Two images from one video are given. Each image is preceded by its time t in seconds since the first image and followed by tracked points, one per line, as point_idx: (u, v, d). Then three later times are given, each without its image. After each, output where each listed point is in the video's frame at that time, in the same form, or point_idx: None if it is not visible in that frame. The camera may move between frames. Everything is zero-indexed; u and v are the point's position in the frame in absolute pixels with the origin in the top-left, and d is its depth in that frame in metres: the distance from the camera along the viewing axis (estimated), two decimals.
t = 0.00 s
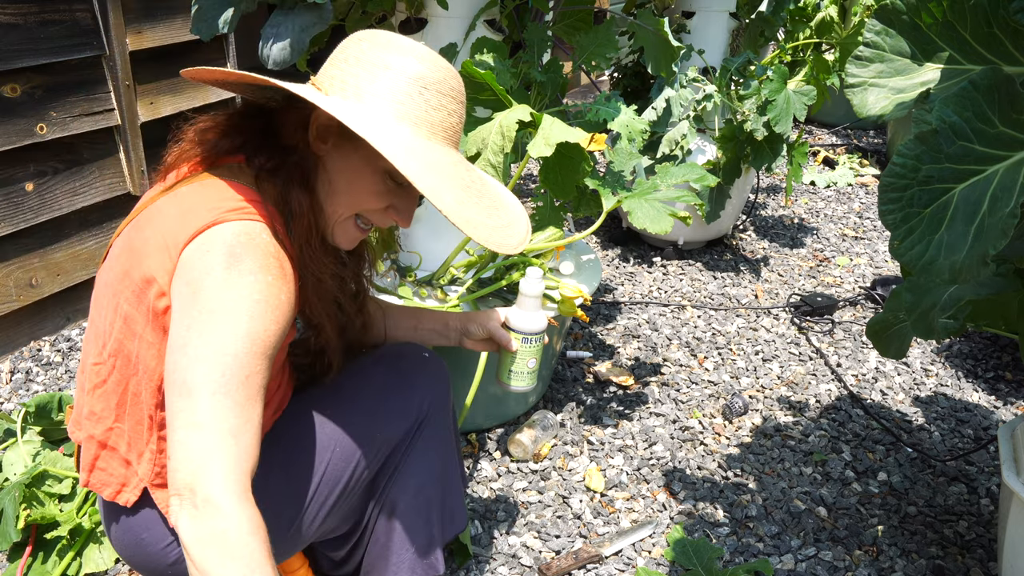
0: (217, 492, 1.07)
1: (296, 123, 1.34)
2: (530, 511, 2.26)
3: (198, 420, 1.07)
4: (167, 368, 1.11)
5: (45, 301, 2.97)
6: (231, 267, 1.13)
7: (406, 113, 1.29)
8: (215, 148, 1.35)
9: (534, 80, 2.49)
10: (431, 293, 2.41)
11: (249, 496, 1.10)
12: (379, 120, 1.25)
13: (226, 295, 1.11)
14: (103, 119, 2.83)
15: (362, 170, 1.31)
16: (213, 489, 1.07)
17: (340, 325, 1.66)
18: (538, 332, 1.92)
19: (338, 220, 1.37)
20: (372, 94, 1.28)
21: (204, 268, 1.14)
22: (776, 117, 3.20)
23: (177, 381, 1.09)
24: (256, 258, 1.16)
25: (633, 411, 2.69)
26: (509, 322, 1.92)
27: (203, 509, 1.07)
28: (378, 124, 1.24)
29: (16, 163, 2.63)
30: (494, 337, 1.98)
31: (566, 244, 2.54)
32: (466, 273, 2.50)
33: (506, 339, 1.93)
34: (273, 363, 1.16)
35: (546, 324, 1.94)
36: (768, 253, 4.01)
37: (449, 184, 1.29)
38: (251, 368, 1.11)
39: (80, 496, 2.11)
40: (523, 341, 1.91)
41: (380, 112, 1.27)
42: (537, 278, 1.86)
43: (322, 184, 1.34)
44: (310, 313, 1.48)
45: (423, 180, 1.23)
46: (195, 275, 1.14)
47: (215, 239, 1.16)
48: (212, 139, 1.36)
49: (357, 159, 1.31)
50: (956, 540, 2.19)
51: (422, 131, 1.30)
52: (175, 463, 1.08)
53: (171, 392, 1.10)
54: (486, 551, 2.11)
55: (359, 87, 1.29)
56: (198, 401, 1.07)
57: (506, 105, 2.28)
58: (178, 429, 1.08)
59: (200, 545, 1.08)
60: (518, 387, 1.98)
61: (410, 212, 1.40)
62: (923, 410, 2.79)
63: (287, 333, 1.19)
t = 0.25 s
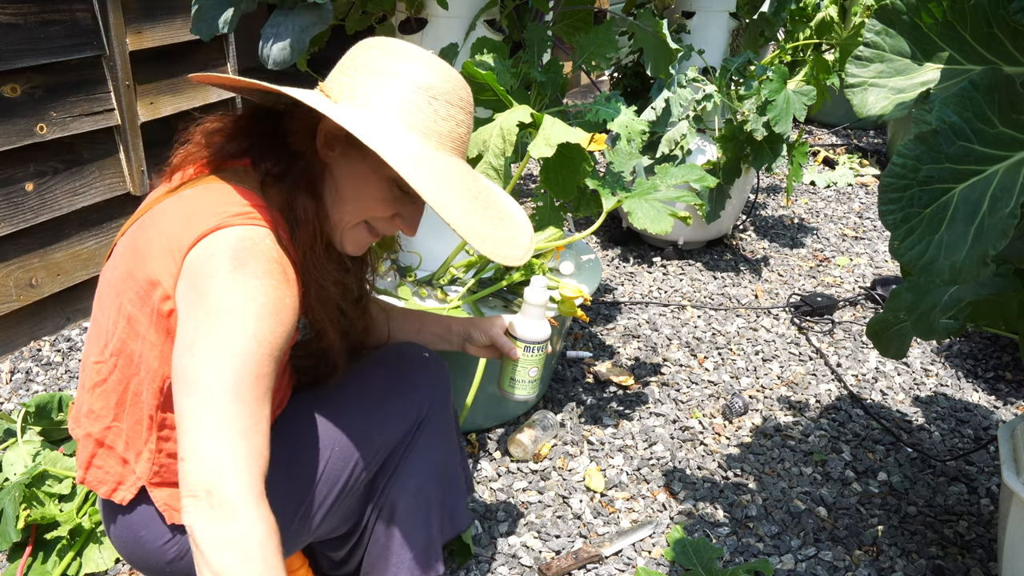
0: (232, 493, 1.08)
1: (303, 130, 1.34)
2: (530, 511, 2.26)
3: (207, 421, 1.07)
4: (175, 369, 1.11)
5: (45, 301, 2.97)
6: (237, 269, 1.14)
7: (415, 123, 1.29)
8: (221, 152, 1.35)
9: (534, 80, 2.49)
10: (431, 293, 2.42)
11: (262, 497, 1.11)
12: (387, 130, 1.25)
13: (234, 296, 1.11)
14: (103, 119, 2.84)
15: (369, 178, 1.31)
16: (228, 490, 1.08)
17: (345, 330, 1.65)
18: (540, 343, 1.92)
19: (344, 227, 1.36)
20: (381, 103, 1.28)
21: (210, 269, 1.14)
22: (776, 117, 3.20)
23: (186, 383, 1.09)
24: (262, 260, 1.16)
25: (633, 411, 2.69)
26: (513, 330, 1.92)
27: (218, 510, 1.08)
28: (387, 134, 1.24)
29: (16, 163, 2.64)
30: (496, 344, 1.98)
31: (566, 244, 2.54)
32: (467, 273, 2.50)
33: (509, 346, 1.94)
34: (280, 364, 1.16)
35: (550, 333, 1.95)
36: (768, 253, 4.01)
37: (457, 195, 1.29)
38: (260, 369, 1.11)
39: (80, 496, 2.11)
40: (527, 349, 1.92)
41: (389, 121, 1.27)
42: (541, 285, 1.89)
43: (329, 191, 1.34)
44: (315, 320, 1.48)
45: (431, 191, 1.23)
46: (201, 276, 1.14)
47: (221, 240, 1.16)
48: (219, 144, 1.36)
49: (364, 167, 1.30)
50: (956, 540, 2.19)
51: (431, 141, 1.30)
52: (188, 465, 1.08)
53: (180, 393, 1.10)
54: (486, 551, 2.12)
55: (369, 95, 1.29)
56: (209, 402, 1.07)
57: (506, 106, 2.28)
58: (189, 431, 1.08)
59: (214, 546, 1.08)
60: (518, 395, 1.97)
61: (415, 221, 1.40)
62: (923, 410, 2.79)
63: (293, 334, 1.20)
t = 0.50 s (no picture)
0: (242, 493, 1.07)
1: (307, 130, 1.33)
2: (530, 511, 2.26)
3: (213, 417, 1.07)
4: (181, 371, 1.11)
5: (45, 301, 2.97)
6: (240, 268, 1.14)
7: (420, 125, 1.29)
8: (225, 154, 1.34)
9: (534, 80, 2.49)
10: (431, 293, 2.42)
11: (270, 499, 1.10)
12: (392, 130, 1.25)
13: (238, 294, 1.11)
14: (103, 119, 2.84)
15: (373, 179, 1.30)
16: (237, 492, 1.07)
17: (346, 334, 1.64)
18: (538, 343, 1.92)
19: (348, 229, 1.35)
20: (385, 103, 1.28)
21: (212, 268, 1.14)
22: (776, 117, 3.20)
23: (192, 383, 1.09)
24: (266, 259, 1.17)
25: (633, 411, 2.69)
26: (513, 330, 1.92)
27: (227, 511, 1.07)
28: (392, 135, 1.24)
29: (16, 163, 2.64)
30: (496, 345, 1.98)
31: (566, 244, 2.54)
32: (467, 273, 2.51)
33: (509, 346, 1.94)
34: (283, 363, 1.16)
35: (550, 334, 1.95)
36: (768, 253, 4.02)
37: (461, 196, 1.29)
38: (265, 368, 1.11)
39: (80, 496, 2.11)
40: (527, 349, 1.92)
41: (393, 122, 1.26)
42: (541, 286, 1.89)
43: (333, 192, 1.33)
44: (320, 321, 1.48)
45: (436, 192, 1.22)
46: (203, 275, 1.14)
47: (223, 239, 1.16)
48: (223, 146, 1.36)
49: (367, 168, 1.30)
50: (956, 540, 2.19)
51: (435, 143, 1.30)
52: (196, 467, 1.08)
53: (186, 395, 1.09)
54: (486, 551, 2.12)
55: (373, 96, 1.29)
56: (217, 401, 1.07)
57: (506, 106, 2.28)
58: (196, 432, 1.07)
59: (226, 548, 1.07)
60: (519, 396, 1.97)
61: (418, 222, 1.39)
62: (923, 410, 2.79)
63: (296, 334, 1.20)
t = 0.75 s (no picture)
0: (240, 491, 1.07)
1: (304, 125, 1.34)
2: (530, 511, 2.26)
3: (211, 418, 1.07)
4: (180, 372, 1.11)
5: (45, 301, 2.97)
6: (236, 267, 1.13)
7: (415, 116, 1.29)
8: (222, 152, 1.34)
9: (534, 80, 2.49)
10: (431, 293, 2.42)
11: (269, 495, 1.10)
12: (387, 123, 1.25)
13: (233, 293, 1.11)
14: (103, 119, 2.84)
15: (372, 174, 1.31)
16: (234, 490, 1.07)
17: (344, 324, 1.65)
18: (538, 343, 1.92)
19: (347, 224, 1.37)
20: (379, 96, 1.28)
21: (210, 267, 1.14)
22: (776, 117, 3.20)
23: (191, 383, 1.09)
24: (262, 257, 1.16)
25: (633, 411, 2.69)
26: (514, 331, 1.93)
27: (226, 510, 1.07)
28: (388, 127, 1.24)
29: (16, 163, 2.64)
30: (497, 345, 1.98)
31: (566, 244, 2.54)
32: (467, 273, 2.50)
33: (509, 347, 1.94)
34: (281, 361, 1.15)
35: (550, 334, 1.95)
36: (768, 253, 4.01)
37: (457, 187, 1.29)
38: (262, 367, 1.11)
39: (80, 496, 2.11)
40: (527, 350, 1.92)
41: (390, 112, 1.27)
42: (542, 286, 1.89)
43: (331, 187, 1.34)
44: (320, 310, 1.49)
45: (435, 180, 1.23)
46: (200, 275, 1.14)
47: (219, 238, 1.16)
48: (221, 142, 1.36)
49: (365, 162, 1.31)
50: (956, 540, 2.19)
51: (432, 133, 1.30)
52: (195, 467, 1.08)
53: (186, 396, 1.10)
54: (486, 551, 2.12)
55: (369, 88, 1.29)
56: (214, 402, 1.07)
57: (506, 105, 2.28)
58: (194, 430, 1.08)
59: (226, 547, 1.07)
60: (519, 396, 1.98)
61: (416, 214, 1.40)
62: (923, 410, 2.79)
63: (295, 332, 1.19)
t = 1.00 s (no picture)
0: (253, 491, 1.08)
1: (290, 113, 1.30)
2: (530, 511, 2.26)
3: (217, 418, 1.08)
4: (185, 372, 1.11)
5: (45, 301, 2.97)
6: (236, 264, 1.13)
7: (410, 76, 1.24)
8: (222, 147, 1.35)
9: (534, 80, 2.49)
10: (431, 293, 2.41)
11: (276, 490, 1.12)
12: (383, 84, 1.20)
13: (233, 292, 1.11)
14: (103, 119, 2.83)
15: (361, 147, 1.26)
16: (244, 490, 1.08)
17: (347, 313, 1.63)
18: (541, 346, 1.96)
19: (347, 207, 1.32)
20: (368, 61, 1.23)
21: (210, 263, 1.14)
22: (776, 117, 3.20)
23: (197, 383, 1.09)
24: (261, 254, 1.16)
25: (633, 411, 2.69)
26: (516, 334, 1.95)
27: (239, 510, 1.08)
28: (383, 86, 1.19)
29: (16, 163, 2.64)
30: (498, 349, 2.00)
31: (566, 244, 2.55)
32: (467, 273, 2.50)
33: (511, 351, 1.96)
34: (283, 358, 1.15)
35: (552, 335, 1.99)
36: (768, 253, 4.02)
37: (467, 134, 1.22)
38: (264, 366, 1.11)
39: (80, 496, 2.11)
40: (530, 352, 1.96)
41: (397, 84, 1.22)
42: (545, 290, 1.93)
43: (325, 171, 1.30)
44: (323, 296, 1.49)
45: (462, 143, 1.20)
46: (201, 272, 1.14)
47: (218, 235, 1.16)
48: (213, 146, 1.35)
49: (352, 136, 1.26)
50: (956, 540, 2.19)
51: (429, 90, 1.25)
52: (205, 468, 1.09)
53: (191, 397, 1.10)
54: (486, 551, 2.12)
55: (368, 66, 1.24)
56: (221, 402, 1.08)
57: (505, 104, 2.27)
58: (201, 431, 1.08)
59: (239, 543, 1.09)
60: (521, 399, 2.01)
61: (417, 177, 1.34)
62: (923, 410, 2.79)
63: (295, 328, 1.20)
